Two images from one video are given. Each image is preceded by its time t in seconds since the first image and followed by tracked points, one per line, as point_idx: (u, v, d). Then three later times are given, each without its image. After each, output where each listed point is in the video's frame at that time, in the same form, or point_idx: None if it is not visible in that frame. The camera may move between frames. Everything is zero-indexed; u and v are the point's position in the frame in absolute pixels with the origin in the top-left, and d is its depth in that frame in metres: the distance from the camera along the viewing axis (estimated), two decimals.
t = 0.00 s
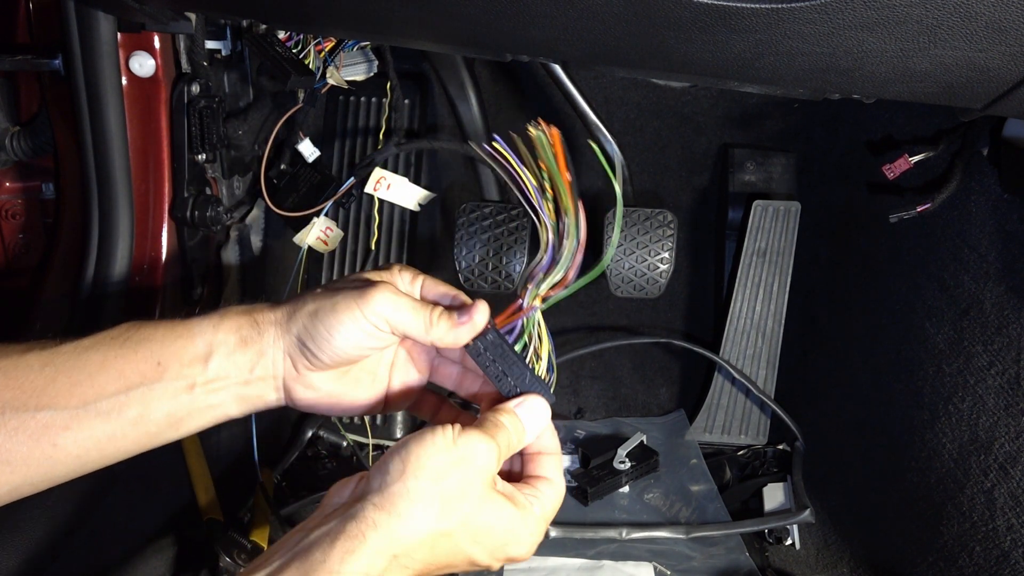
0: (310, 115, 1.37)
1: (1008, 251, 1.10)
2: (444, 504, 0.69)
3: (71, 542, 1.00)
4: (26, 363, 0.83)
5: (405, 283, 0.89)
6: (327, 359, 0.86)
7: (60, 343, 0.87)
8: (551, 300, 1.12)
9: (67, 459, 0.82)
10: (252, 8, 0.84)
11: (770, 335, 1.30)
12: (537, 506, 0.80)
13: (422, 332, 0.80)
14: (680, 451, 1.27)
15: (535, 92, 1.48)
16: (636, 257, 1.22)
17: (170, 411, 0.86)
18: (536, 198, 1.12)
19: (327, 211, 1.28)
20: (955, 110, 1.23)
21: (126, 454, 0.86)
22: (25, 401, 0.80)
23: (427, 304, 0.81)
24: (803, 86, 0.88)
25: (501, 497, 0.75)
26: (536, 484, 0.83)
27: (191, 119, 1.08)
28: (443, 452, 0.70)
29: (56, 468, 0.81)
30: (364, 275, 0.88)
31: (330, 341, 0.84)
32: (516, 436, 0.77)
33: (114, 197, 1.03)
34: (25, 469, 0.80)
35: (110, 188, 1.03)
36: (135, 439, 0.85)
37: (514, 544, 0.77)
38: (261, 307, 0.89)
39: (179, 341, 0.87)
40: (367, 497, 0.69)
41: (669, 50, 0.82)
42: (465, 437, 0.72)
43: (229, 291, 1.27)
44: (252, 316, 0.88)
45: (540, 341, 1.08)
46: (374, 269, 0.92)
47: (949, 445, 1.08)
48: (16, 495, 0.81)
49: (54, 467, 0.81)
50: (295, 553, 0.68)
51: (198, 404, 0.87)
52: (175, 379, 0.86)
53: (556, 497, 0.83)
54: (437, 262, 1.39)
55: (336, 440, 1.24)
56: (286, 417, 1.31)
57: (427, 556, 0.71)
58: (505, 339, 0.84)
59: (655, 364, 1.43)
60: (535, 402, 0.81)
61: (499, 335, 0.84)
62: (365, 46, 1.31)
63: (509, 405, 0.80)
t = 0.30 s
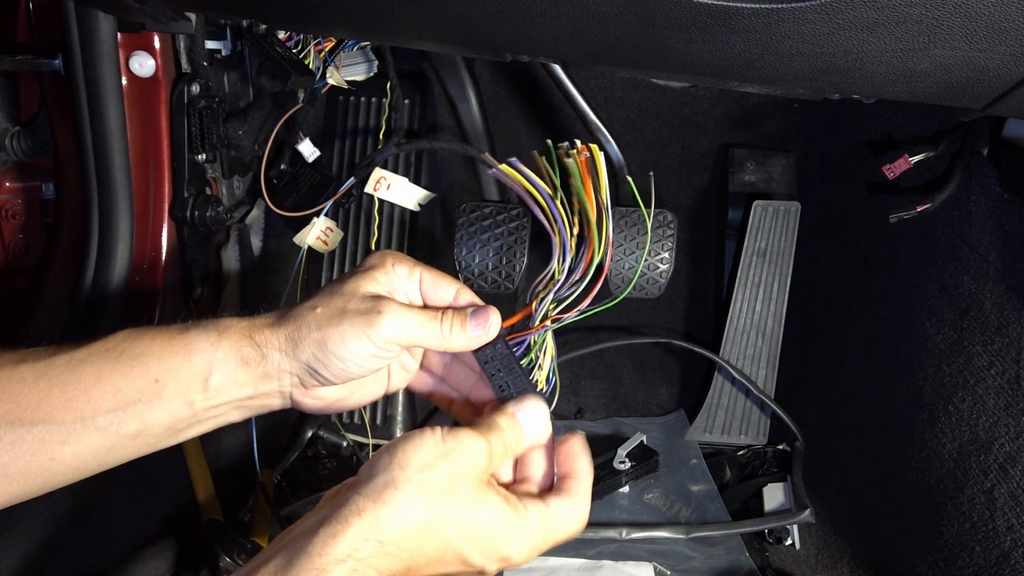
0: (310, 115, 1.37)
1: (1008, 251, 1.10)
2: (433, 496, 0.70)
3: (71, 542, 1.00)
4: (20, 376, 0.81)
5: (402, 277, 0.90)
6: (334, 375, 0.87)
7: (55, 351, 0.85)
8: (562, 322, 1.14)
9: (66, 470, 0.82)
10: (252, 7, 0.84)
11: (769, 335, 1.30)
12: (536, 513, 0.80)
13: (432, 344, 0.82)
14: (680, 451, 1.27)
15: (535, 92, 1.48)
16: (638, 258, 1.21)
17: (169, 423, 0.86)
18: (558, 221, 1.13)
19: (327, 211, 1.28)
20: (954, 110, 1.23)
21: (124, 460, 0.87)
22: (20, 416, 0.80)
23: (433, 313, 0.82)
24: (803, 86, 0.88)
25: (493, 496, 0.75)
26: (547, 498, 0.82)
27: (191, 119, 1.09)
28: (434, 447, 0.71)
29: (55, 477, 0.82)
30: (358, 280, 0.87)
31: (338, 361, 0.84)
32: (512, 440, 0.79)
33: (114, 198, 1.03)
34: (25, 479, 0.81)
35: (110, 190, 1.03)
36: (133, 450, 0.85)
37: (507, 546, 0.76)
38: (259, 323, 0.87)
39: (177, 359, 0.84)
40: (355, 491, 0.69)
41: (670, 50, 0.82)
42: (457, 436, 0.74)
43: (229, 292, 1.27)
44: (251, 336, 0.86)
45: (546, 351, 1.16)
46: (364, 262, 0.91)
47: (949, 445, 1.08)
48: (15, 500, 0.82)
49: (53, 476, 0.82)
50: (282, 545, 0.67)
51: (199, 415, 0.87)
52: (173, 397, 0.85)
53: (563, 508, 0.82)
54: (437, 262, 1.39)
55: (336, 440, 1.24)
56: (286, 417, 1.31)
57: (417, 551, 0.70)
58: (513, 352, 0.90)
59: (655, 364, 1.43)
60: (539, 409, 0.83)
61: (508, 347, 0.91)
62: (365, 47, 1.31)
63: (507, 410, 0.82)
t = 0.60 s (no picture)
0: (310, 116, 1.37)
1: (1008, 251, 1.10)
2: (446, 511, 0.71)
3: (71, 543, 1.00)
4: (20, 380, 0.82)
5: (405, 282, 0.89)
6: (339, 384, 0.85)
7: (55, 356, 0.85)
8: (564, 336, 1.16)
9: (66, 473, 0.83)
10: (251, 7, 0.84)
11: (770, 335, 1.30)
12: (532, 522, 0.81)
13: (435, 348, 0.83)
14: (680, 451, 1.27)
15: (535, 92, 1.48)
16: (636, 257, 1.22)
17: (171, 428, 0.85)
18: (567, 239, 1.14)
19: (327, 211, 1.28)
20: (954, 109, 1.23)
21: (125, 463, 0.87)
22: (21, 420, 0.80)
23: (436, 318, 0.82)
24: (803, 86, 0.88)
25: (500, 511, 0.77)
26: (528, 499, 0.83)
27: (191, 119, 1.09)
28: (451, 461, 0.72)
29: (56, 480, 0.82)
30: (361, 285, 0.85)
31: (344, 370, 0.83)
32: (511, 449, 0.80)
33: (114, 199, 1.03)
34: (25, 482, 0.81)
35: (110, 190, 1.03)
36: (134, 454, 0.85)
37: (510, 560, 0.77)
38: (261, 332, 0.84)
39: (178, 366, 0.83)
40: (372, 503, 0.70)
41: (669, 50, 0.82)
42: (469, 449, 0.74)
43: (230, 292, 1.27)
44: (253, 344, 0.84)
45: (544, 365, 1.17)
46: (366, 265, 0.90)
47: (949, 445, 1.08)
48: (16, 502, 0.83)
49: (53, 479, 0.82)
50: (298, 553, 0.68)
51: (201, 421, 0.87)
52: (174, 404, 0.84)
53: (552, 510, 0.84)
54: (437, 262, 1.39)
55: (336, 440, 1.24)
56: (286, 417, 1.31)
57: (429, 566, 0.72)
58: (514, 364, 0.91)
59: (655, 364, 1.43)
60: (535, 416, 0.84)
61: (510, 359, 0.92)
62: (365, 47, 1.31)
63: (505, 417, 0.83)
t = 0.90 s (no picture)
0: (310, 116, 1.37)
1: (1008, 251, 1.10)
2: (451, 519, 0.72)
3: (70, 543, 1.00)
4: (19, 376, 0.81)
5: (400, 266, 0.90)
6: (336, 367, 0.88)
7: (54, 352, 0.85)
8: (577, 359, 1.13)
9: (67, 467, 0.83)
10: (251, 7, 0.84)
11: (769, 335, 1.30)
12: (538, 536, 0.82)
13: (439, 320, 0.83)
14: (680, 451, 1.27)
15: (535, 92, 1.48)
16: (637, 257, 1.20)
17: (171, 419, 0.86)
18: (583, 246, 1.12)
19: (327, 211, 1.28)
20: (954, 109, 1.23)
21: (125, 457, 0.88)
22: (21, 415, 0.80)
23: (437, 292, 0.82)
24: (803, 86, 0.88)
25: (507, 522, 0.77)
26: (536, 511, 0.85)
27: (191, 119, 1.09)
28: (456, 470, 0.73)
29: (57, 474, 0.83)
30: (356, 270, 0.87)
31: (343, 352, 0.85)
32: (520, 462, 0.81)
33: (114, 199, 1.03)
34: (26, 478, 0.81)
35: (110, 189, 1.03)
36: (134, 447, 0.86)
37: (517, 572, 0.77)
38: (259, 320, 0.87)
39: (177, 356, 0.84)
40: (378, 511, 0.71)
41: (669, 51, 0.82)
42: (476, 459, 0.75)
43: (230, 292, 1.28)
44: (252, 332, 0.86)
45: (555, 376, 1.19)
46: (362, 251, 0.90)
47: (949, 445, 1.08)
48: (16, 498, 0.83)
49: (54, 474, 0.83)
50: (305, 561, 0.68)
51: (200, 411, 0.88)
52: (174, 394, 0.85)
53: (555, 525, 0.85)
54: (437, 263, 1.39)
55: (336, 440, 1.24)
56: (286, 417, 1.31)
57: None
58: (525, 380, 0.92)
59: (655, 364, 1.43)
60: (541, 432, 0.86)
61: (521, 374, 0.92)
62: (365, 47, 1.31)
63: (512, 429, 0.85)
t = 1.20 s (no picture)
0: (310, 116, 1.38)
1: (1008, 251, 1.10)
2: (456, 529, 0.72)
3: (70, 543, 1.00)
4: (20, 372, 0.81)
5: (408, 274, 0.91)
6: (332, 360, 0.88)
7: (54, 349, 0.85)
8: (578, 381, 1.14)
9: (68, 465, 0.83)
10: (252, 7, 0.84)
11: (769, 335, 1.30)
12: (539, 549, 0.82)
13: (434, 302, 0.84)
14: (680, 451, 1.27)
15: (535, 92, 1.48)
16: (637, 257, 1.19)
17: (171, 414, 0.86)
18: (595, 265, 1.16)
19: (327, 211, 1.28)
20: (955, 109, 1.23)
21: (126, 455, 0.87)
22: (22, 412, 0.80)
23: (431, 277, 0.84)
24: (803, 86, 0.88)
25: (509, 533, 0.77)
26: (535, 525, 0.85)
27: (191, 120, 1.09)
28: (463, 480, 0.74)
29: (57, 473, 0.82)
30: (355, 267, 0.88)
31: (338, 343, 0.85)
32: (523, 473, 0.82)
33: (114, 198, 1.03)
34: (27, 476, 0.81)
35: (110, 189, 1.03)
36: (134, 444, 0.85)
37: None
38: (256, 313, 0.88)
39: (175, 351, 0.85)
40: (384, 518, 0.71)
41: (670, 50, 0.82)
42: (481, 470, 0.76)
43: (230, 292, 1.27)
44: (248, 325, 0.87)
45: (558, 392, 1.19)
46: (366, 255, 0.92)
47: (948, 445, 1.09)
48: (17, 497, 0.82)
49: (55, 472, 0.82)
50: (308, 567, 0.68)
51: (199, 408, 0.88)
52: (173, 389, 0.85)
53: (555, 539, 0.85)
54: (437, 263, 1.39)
55: (336, 440, 1.25)
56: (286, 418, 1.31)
57: None
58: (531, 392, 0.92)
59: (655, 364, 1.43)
60: (545, 444, 0.87)
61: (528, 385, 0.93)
62: (365, 47, 1.31)
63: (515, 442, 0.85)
